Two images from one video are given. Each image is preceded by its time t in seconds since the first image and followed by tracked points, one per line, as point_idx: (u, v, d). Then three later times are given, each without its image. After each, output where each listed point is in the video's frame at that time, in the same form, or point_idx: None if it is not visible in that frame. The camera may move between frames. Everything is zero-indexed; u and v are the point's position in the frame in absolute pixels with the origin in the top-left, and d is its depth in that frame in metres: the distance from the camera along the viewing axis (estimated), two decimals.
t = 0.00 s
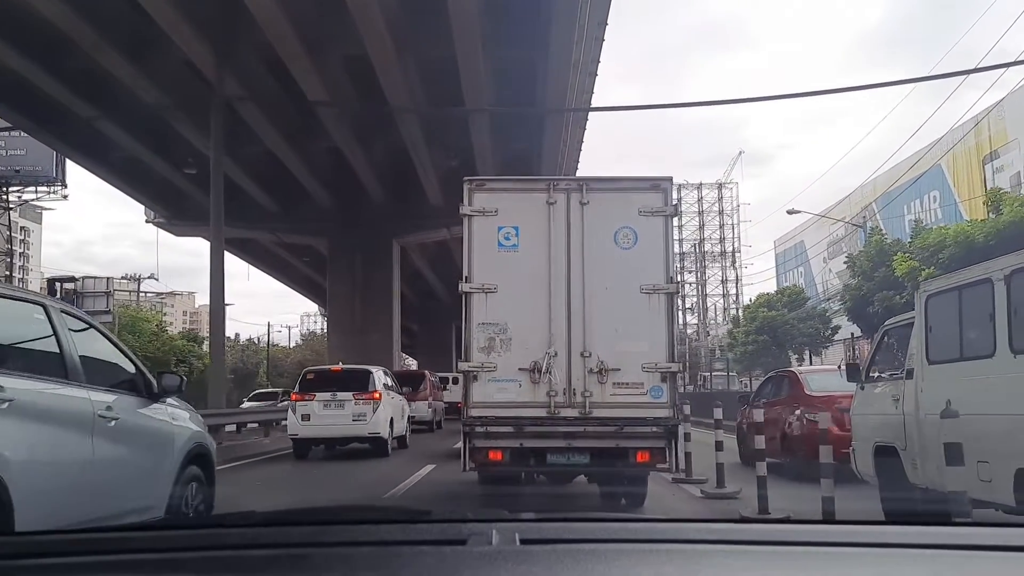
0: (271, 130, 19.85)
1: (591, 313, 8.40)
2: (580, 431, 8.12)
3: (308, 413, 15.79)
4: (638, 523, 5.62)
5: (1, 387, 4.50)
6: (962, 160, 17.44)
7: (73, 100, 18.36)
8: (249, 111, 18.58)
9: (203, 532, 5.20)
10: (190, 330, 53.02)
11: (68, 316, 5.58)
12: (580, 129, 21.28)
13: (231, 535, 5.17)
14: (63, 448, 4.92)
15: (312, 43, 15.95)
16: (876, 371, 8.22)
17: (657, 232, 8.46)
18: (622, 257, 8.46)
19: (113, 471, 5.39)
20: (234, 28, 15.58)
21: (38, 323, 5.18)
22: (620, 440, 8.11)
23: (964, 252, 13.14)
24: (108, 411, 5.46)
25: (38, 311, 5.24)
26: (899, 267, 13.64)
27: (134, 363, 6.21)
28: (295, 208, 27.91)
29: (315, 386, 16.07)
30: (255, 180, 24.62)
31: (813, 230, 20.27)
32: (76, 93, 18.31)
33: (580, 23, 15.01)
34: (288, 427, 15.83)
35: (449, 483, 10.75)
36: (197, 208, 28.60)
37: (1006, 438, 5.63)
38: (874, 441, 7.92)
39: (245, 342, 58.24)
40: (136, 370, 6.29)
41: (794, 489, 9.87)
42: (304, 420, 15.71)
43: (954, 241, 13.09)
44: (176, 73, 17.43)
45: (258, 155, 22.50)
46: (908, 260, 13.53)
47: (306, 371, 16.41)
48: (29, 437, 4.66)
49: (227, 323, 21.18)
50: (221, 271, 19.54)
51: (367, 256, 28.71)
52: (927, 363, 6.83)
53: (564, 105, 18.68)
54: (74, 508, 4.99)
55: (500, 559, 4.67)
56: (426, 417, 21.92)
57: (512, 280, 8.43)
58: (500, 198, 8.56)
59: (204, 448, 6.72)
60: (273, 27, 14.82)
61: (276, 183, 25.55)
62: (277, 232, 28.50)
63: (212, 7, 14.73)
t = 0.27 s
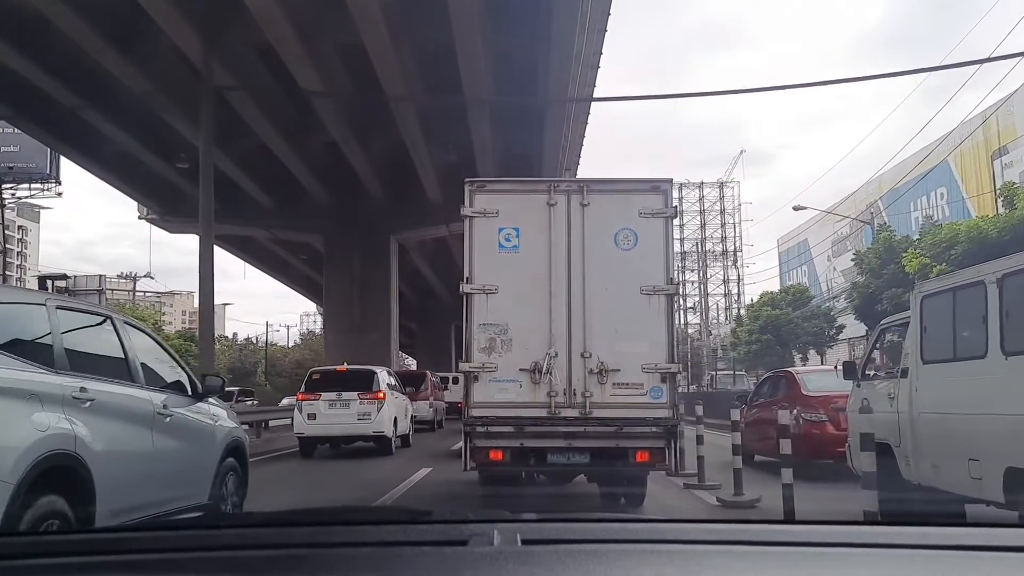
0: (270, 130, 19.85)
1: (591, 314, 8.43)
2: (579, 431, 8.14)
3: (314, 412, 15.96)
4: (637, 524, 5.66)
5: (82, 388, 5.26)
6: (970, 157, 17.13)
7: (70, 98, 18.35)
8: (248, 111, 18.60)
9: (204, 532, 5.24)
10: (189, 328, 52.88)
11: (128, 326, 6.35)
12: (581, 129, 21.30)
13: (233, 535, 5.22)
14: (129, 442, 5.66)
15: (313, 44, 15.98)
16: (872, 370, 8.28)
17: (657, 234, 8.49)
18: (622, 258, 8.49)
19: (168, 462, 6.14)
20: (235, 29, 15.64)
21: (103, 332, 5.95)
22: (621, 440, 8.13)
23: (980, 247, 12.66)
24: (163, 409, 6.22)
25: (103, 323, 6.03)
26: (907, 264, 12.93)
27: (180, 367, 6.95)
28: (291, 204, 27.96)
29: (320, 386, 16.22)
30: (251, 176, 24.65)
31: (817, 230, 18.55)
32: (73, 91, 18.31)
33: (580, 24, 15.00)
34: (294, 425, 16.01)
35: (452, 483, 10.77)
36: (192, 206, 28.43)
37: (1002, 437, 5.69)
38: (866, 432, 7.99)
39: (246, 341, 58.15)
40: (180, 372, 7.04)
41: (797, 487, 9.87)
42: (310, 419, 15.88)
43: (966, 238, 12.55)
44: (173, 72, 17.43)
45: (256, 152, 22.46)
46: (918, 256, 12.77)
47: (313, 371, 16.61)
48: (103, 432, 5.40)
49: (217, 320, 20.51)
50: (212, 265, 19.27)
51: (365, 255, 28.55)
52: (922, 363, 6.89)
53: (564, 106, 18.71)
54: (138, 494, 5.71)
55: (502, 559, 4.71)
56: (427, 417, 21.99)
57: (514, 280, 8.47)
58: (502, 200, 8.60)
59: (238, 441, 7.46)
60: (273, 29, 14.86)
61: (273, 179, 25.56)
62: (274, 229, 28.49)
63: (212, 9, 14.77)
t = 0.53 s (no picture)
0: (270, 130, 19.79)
1: (590, 313, 8.45)
2: (579, 430, 8.16)
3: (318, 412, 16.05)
4: (637, 524, 5.67)
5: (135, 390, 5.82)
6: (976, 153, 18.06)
7: (62, 93, 18.01)
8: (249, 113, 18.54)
9: (205, 533, 5.26)
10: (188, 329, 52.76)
11: (170, 333, 6.91)
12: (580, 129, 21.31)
13: (235, 535, 5.25)
14: (177, 438, 6.20)
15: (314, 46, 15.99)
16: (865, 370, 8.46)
17: (655, 234, 8.51)
18: (621, 258, 8.51)
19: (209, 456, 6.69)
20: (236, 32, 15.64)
21: (150, 338, 6.51)
22: (620, 439, 8.15)
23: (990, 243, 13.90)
24: (202, 407, 6.77)
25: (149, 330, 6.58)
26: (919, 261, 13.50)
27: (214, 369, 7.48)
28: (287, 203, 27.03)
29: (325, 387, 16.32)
30: (247, 174, 23.84)
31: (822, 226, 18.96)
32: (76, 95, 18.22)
33: (580, 23, 15.01)
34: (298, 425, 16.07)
35: (453, 483, 10.79)
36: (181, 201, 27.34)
37: (994, 433, 5.80)
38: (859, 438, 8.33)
39: (245, 341, 58.08)
40: (213, 375, 7.56)
41: (798, 486, 9.87)
42: (314, 419, 15.97)
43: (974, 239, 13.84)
44: (171, 72, 17.25)
45: (255, 152, 22.23)
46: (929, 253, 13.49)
47: (317, 371, 16.69)
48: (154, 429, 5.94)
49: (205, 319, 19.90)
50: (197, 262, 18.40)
51: (363, 255, 28.27)
52: (912, 363, 7.12)
53: (565, 106, 18.73)
54: (185, 486, 6.24)
55: (503, 560, 4.72)
56: (428, 417, 22.02)
57: (513, 280, 8.49)
58: (502, 200, 8.62)
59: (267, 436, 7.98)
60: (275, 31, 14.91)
61: (270, 180, 24.93)
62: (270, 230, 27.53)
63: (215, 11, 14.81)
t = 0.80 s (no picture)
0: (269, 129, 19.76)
1: (590, 313, 8.44)
2: (579, 430, 8.15)
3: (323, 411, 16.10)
4: (639, 523, 5.66)
5: (172, 390, 6.22)
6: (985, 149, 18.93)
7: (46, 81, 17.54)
8: (250, 113, 18.52)
9: (206, 532, 5.26)
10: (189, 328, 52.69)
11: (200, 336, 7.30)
12: (580, 127, 21.28)
13: (236, 534, 5.24)
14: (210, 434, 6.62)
15: (314, 47, 15.99)
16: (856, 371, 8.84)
17: (655, 233, 8.50)
18: (621, 258, 8.49)
19: (236, 452, 7.11)
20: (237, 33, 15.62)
21: (182, 341, 6.91)
22: (620, 439, 8.15)
23: (1004, 238, 13.93)
24: (230, 406, 7.18)
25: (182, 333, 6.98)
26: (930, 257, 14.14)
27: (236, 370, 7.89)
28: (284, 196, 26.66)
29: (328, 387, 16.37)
30: (244, 168, 23.61)
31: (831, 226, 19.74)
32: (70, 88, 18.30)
33: (581, 18, 14.85)
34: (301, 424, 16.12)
35: (455, 482, 10.78)
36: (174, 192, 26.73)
37: (994, 440, 5.88)
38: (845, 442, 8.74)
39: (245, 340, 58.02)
40: (235, 375, 7.96)
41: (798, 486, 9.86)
42: (318, 418, 16.01)
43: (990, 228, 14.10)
44: (169, 68, 17.21)
45: (252, 149, 22.11)
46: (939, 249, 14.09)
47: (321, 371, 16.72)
48: (191, 426, 6.35)
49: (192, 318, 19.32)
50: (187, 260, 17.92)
51: (360, 253, 28.15)
52: (901, 364, 7.48)
53: (565, 104, 18.71)
54: (216, 480, 6.66)
55: (504, 559, 4.71)
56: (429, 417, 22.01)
57: (512, 280, 8.48)
58: (501, 199, 8.61)
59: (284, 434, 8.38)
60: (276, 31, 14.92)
61: (266, 174, 24.70)
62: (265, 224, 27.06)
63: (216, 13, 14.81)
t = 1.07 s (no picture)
0: (269, 126, 19.87)
1: (590, 312, 8.41)
2: (579, 429, 8.12)
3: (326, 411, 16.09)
4: (641, 522, 5.62)
5: (195, 390, 6.67)
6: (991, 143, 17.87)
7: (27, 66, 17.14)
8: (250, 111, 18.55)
9: (208, 530, 5.24)
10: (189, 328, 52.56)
11: (222, 341, 7.78)
12: (580, 123, 21.20)
13: (239, 533, 5.22)
14: (229, 431, 7.08)
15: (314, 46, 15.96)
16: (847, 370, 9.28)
17: (656, 231, 8.46)
18: (621, 256, 8.46)
19: (251, 448, 7.54)
20: (237, 32, 15.64)
21: (202, 344, 7.39)
22: (620, 439, 8.12)
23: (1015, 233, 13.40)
24: (246, 406, 7.65)
25: (204, 337, 7.46)
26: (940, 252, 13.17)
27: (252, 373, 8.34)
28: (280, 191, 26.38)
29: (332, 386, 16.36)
30: (239, 165, 23.37)
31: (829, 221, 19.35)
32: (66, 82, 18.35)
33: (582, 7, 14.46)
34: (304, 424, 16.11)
35: (456, 482, 10.71)
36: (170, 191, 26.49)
37: (988, 439, 6.08)
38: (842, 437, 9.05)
39: (245, 339, 57.88)
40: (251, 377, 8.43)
41: (802, 485, 9.76)
42: (322, 417, 16.01)
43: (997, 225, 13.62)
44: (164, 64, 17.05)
45: (250, 145, 21.91)
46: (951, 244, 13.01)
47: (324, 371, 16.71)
48: (211, 423, 6.83)
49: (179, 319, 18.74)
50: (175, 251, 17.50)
51: (357, 248, 27.97)
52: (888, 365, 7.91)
53: (563, 100, 18.72)
54: (233, 473, 7.10)
55: (505, 558, 4.67)
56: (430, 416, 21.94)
57: (511, 279, 8.44)
58: (500, 197, 8.58)
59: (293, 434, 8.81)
60: (275, 30, 14.88)
61: (262, 171, 24.42)
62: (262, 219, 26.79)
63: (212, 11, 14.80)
